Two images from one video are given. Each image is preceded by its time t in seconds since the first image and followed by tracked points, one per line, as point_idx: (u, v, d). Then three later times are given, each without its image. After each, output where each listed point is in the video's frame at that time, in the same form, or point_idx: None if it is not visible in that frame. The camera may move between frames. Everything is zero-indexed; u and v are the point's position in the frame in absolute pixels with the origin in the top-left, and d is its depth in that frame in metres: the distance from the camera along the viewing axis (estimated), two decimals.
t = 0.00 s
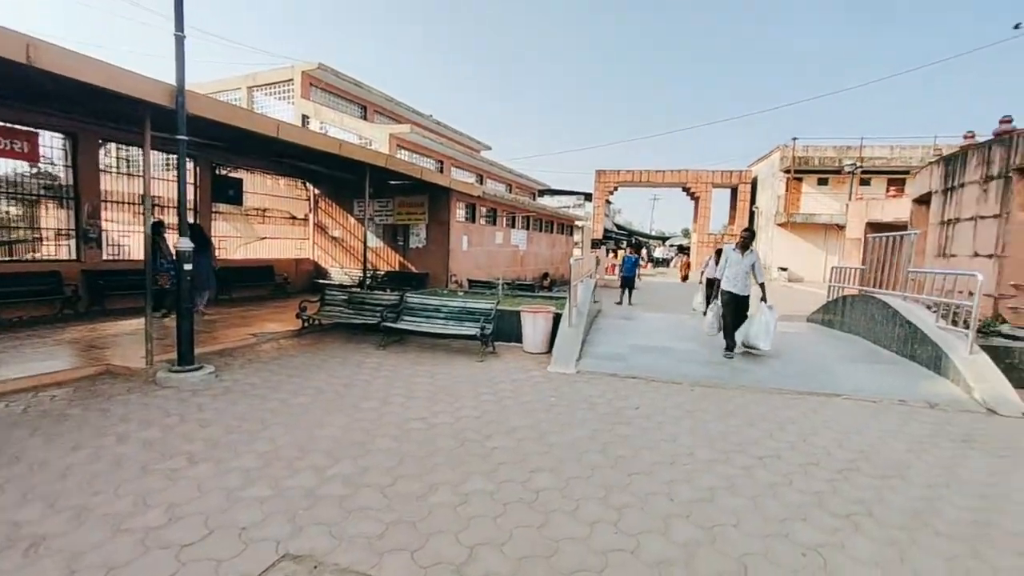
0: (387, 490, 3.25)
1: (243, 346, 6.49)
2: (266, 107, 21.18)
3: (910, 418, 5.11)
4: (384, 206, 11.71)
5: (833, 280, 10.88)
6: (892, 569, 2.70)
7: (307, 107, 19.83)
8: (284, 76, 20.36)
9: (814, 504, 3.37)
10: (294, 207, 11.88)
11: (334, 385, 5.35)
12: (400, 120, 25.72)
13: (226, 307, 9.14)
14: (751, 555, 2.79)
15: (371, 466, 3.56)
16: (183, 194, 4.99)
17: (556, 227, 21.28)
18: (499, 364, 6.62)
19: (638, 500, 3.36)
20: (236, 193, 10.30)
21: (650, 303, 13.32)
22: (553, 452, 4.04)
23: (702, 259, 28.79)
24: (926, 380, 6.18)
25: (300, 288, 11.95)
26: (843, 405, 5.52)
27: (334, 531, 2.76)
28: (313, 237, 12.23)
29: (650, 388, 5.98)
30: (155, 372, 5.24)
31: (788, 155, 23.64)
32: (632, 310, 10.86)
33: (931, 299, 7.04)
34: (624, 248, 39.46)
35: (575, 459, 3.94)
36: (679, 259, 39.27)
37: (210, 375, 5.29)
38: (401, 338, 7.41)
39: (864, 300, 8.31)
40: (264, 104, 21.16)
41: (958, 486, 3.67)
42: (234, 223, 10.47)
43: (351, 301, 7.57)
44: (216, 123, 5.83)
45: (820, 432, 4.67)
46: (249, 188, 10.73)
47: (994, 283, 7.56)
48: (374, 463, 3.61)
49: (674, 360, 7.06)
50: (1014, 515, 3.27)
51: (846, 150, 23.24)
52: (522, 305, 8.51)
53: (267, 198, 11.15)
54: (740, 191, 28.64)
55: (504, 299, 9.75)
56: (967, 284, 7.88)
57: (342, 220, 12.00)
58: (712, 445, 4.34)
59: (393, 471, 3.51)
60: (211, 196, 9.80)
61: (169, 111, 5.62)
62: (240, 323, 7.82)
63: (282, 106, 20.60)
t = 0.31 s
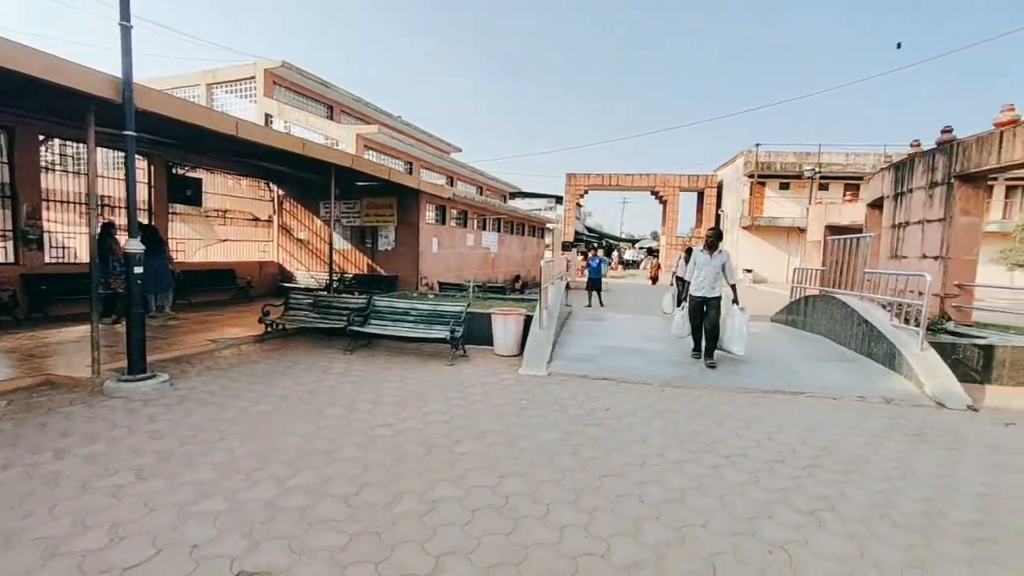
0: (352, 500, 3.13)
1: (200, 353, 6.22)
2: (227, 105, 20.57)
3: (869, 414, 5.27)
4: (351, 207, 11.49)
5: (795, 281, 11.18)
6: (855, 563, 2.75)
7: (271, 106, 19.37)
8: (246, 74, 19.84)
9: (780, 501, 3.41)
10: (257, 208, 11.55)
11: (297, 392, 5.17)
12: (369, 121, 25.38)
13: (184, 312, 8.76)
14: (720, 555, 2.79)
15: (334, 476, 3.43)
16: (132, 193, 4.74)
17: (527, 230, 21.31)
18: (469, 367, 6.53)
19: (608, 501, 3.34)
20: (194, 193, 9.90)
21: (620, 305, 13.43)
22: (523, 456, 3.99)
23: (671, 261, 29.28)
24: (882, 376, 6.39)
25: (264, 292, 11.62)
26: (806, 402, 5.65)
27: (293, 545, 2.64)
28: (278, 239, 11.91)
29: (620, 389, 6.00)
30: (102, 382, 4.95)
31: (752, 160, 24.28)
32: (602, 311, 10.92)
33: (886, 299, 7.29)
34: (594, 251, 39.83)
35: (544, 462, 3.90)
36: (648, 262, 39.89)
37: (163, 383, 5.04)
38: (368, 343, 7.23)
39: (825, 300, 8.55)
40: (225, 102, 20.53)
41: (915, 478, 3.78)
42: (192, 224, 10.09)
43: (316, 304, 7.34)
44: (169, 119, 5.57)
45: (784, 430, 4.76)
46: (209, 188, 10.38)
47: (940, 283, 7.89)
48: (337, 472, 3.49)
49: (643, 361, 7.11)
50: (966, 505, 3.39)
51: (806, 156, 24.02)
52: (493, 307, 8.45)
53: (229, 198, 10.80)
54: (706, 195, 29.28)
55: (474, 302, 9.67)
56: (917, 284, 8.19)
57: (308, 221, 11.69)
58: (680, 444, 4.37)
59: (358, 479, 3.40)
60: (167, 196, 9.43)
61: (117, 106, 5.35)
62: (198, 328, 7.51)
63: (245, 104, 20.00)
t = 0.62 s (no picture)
0: (290, 499, 3.02)
1: (123, 351, 5.82)
2: (149, 80, 19.15)
3: (799, 390, 5.59)
4: (292, 194, 11.02)
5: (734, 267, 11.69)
6: (782, 531, 2.91)
7: (200, 84, 18.01)
8: (172, 48, 18.50)
9: (716, 477, 3.56)
10: (189, 194, 10.98)
11: (231, 389, 4.93)
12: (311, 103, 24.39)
13: (104, 307, 8.14)
14: (660, 532, 2.88)
15: (269, 476, 3.30)
16: (32, 175, 4.31)
17: (478, 218, 21.20)
18: (416, 357, 6.44)
19: (552, 486, 3.38)
20: (112, 177, 9.10)
21: (569, 292, 13.62)
22: (470, 445, 3.97)
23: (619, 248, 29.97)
24: (810, 355, 6.80)
25: (197, 283, 11.05)
26: (742, 381, 5.93)
27: (223, 551, 2.51)
28: (211, 227, 11.34)
29: (567, 374, 6.08)
30: (4, 387, 4.52)
31: (696, 150, 25.04)
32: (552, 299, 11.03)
33: (815, 282, 7.72)
34: (546, 238, 40.20)
35: (490, 450, 3.90)
36: (598, 250, 40.66)
37: (76, 386, 4.67)
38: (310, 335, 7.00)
39: (761, 285, 8.97)
40: (148, 78, 19.09)
41: (838, 449, 4.05)
42: (110, 211, 9.43)
43: (254, 296, 7.01)
44: (79, 94, 5.11)
45: (721, 409, 4.97)
46: (131, 173, 9.71)
47: (861, 267, 8.45)
48: (273, 472, 3.35)
49: (590, 346, 7.24)
50: (879, 471, 3.67)
51: (746, 147, 25.02)
52: (442, 296, 8.35)
53: (155, 183, 10.13)
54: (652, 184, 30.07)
55: (422, 291, 9.54)
56: (841, 268, 8.72)
57: (244, 209, 11.15)
58: (624, 426, 4.48)
59: (296, 478, 3.28)
60: (79, 182, 8.62)
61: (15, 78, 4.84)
62: (121, 324, 7.03)
63: (173, 82, 18.73)
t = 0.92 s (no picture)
0: (176, 513, 2.74)
1: None
2: None
3: (700, 368, 5.98)
4: (179, 172, 10.00)
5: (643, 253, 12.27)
6: (684, 500, 3.09)
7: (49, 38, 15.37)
8: None
9: (625, 453, 3.71)
10: (43, 169, 9.49)
11: (104, 393, 4.39)
12: (199, 72, 22.17)
13: None
14: (572, 511, 2.94)
15: (150, 488, 2.96)
16: None
17: (393, 203, 20.56)
18: (325, 350, 6.12)
19: (467, 474, 3.35)
20: None
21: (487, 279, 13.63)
22: (383, 438, 3.83)
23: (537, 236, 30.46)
24: (709, 335, 7.30)
25: (57, 274, 9.66)
26: (650, 361, 6.25)
27: None
28: (75, 209, 10.01)
29: (483, 361, 6.07)
30: None
31: (610, 142, 25.91)
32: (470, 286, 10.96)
33: (714, 268, 8.29)
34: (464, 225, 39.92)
35: (403, 442, 3.78)
36: (516, 237, 41.07)
37: None
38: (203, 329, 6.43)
39: (666, 271, 9.48)
40: None
41: (733, 420, 4.37)
42: None
43: (134, 288, 6.26)
44: None
45: (631, 388, 5.20)
46: None
47: (752, 254, 9.20)
48: (155, 484, 3.02)
49: (507, 332, 7.28)
50: (765, 437, 4.02)
51: (655, 140, 26.25)
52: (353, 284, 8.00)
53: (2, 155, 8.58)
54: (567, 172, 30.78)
55: (332, 279, 9.11)
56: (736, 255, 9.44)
57: (120, 189, 10.13)
58: (539, 410, 4.55)
59: (182, 488, 2.98)
60: None
61: None
62: None
63: (13, 31, 15.66)
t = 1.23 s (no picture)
0: (18, 565, 2.28)
1: None
2: None
3: (613, 366, 6.15)
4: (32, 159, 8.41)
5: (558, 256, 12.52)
6: (600, 496, 3.10)
7: None
8: None
9: (543, 454, 3.68)
10: None
11: None
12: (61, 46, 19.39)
13: None
14: (490, 517, 2.84)
15: None
16: None
17: (301, 202, 19.44)
18: (219, 361, 5.56)
19: (378, 488, 3.13)
20: None
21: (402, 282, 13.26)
22: (283, 456, 3.50)
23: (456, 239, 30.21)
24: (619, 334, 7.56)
25: None
26: (565, 361, 6.33)
27: None
28: None
29: (397, 367, 5.82)
30: None
31: (526, 146, 26.29)
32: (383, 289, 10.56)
33: (623, 270, 8.60)
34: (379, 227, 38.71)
35: (307, 459, 3.48)
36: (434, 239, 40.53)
37: None
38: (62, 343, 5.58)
39: (579, 272, 9.71)
40: None
41: (644, 415, 4.51)
42: None
43: None
44: None
45: (547, 388, 5.22)
46: None
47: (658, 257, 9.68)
48: None
49: (422, 336, 7.06)
50: (673, 429, 4.18)
51: (568, 146, 26.99)
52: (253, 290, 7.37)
53: None
54: (484, 174, 30.84)
55: (228, 283, 8.36)
56: (643, 258, 9.89)
57: None
58: (455, 415, 4.41)
59: (28, 535, 2.50)
60: None
61: None
62: None
63: None
